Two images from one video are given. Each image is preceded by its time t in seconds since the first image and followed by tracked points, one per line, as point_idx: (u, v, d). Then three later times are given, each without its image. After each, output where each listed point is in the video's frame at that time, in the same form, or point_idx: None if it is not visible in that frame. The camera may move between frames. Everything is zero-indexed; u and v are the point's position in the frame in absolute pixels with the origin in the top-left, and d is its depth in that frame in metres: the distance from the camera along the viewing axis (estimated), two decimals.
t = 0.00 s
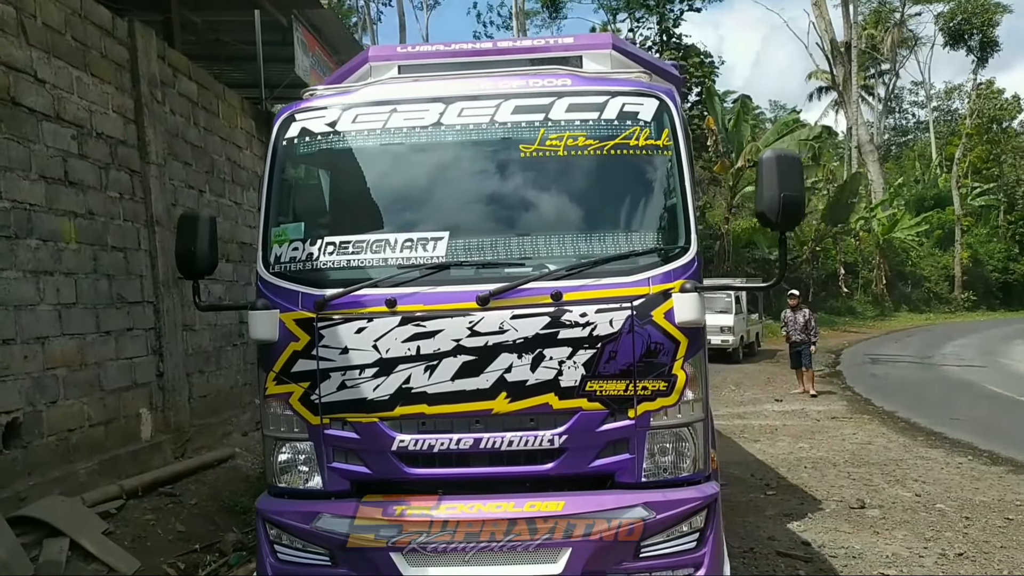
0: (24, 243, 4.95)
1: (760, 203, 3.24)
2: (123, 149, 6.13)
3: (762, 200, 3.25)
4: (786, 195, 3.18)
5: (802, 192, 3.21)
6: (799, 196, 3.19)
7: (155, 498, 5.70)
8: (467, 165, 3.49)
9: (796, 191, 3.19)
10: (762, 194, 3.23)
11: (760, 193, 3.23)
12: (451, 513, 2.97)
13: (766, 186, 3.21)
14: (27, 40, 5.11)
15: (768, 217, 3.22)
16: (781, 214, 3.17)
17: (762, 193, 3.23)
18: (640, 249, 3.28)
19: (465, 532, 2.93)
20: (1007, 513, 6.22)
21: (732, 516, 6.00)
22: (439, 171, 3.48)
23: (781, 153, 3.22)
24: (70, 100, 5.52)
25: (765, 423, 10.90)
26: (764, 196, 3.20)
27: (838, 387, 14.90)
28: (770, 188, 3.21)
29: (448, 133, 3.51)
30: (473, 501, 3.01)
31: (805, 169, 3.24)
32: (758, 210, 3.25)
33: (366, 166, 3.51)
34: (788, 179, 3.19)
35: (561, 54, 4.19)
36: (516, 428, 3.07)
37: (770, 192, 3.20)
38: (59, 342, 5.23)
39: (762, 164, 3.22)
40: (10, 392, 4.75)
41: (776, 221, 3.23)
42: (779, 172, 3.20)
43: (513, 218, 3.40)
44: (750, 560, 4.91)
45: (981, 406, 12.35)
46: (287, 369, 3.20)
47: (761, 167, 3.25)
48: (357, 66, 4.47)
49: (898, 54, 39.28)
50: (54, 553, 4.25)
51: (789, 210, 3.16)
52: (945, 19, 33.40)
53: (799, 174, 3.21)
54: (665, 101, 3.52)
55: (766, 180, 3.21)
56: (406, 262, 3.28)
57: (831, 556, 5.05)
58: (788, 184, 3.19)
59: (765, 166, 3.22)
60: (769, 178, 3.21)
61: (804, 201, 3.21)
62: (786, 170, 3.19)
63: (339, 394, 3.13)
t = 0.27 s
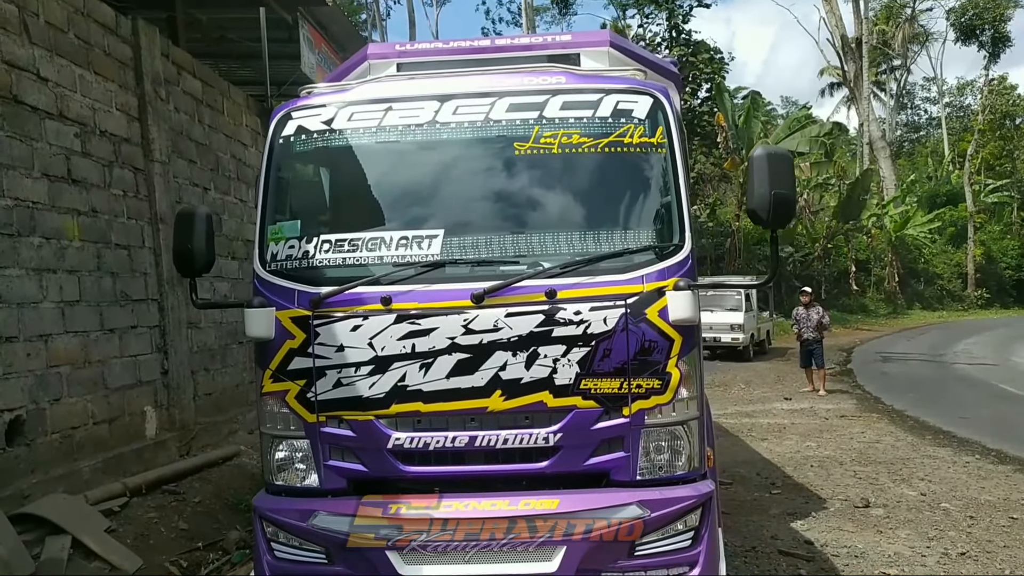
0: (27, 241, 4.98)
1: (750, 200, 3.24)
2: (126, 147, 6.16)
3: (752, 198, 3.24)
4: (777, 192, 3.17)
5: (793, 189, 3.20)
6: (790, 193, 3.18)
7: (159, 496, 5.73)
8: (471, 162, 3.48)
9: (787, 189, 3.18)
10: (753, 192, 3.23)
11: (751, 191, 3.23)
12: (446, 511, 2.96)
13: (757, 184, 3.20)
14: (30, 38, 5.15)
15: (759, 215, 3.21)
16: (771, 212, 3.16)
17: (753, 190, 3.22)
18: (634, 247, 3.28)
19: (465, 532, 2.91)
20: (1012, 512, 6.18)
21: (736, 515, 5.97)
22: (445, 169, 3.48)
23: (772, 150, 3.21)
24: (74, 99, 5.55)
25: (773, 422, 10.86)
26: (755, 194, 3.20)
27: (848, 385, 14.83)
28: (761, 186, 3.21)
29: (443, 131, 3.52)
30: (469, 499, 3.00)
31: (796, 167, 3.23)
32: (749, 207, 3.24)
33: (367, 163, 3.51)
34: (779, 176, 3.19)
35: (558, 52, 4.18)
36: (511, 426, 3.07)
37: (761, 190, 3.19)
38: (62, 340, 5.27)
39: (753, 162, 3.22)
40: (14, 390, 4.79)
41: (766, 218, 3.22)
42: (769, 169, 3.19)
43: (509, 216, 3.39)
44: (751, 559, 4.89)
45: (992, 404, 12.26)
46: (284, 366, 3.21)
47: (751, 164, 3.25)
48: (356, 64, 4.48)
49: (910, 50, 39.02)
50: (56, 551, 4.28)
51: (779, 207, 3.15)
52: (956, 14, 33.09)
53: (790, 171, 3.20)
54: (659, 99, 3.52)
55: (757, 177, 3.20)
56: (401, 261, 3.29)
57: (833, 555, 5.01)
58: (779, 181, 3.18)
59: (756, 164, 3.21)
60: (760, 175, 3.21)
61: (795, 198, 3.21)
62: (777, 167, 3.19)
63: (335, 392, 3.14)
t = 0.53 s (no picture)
0: (28, 238, 5.01)
1: (745, 200, 3.25)
2: (129, 144, 6.19)
3: (747, 198, 3.25)
4: (772, 193, 3.18)
5: (788, 189, 3.20)
6: (785, 194, 3.19)
7: (160, 492, 5.75)
8: (475, 160, 3.49)
9: (782, 189, 3.19)
10: (747, 192, 3.24)
11: (746, 191, 3.24)
12: (442, 508, 2.97)
13: (752, 184, 3.21)
14: (33, 37, 5.17)
15: (754, 215, 3.22)
16: (767, 212, 3.17)
17: (747, 191, 3.23)
18: (631, 246, 3.29)
19: (465, 532, 2.92)
20: (1014, 511, 6.15)
21: (736, 512, 5.97)
22: (450, 167, 3.49)
23: (766, 150, 3.21)
24: (76, 96, 5.58)
25: (778, 419, 10.84)
26: (749, 194, 3.20)
27: (855, 382, 14.78)
28: (755, 186, 3.21)
29: (440, 131, 3.53)
30: (465, 496, 3.01)
31: (791, 167, 3.24)
32: (744, 208, 3.25)
33: (369, 162, 3.54)
34: (773, 176, 3.19)
35: (557, 51, 4.19)
36: (507, 424, 3.08)
37: (755, 190, 3.20)
38: (64, 337, 5.29)
39: (747, 162, 3.22)
40: (15, 386, 4.82)
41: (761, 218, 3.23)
42: (764, 169, 3.20)
43: (507, 215, 3.40)
44: (750, 557, 4.89)
45: (999, 402, 12.21)
46: (281, 364, 3.23)
47: (746, 164, 3.25)
48: (356, 64, 4.48)
49: (921, 45, 38.75)
50: (56, 547, 4.31)
51: (774, 207, 3.16)
52: (967, 9, 32.61)
53: (785, 171, 3.21)
54: (657, 98, 3.52)
55: (752, 178, 3.21)
56: (398, 259, 3.30)
57: (833, 553, 5.01)
58: (774, 181, 3.19)
59: (750, 164, 3.21)
60: (755, 175, 3.21)
61: (790, 198, 3.21)
62: (772, 167, 3.19)
63: (332, 389, 3.15)
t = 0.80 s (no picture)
0: (31, 235, 5.04)
1: (742, 199, 3.25)
2: (132, 142, 6.22)
3: (744, 197, 3.26)
4: (768, 192, 3.18)
5: (785, 188, 3.21)
6: (782, 193, 3.19)
7: (160, 487, 5.78)
8: (477, 158, 3.51)
9: (779, 188, 3.19)
10: (744, 191, 3.24)
11: (743, 190, 3.24)
12: (438, 504, 2.99)
13: (749, 183, 3.21)
14: (38, 35, 5.21)
15: (750, 214, 3.22)
16: (764, 211, 3.17)
17: (745, 189, 3.23)
18: (628, 244, 3.30)
19: (464, 532, 2.93)
20: (1016, 510, 6.15)
21: (735, 509, 5.98)
22: (454, 165, 3.51)
23: (764, 150, 3.22)
24: (79, 94, 5.61)
25: (781, 416, 10.84)
26: (746, 193, 3.20)
27: (860, 380, 14.75)
28: (752, 184, 3.22)
29: (439, 130, 3.55)
30: (460, 493, 3.04)
31: (788, 166, 3.24)
32: (740, 207, 3.26)
33: (370, 161, 3.55)
34: (770, 175, 3.20)
35: (558, 49, 4.19)
36: (503, 421, 3.10)
37: (752, 188, 3.20)
38: (65, 333, 5.33)
39: (745, 161, 3.23)
40: (17, 381, 4.85)
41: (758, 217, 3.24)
42: (761, 168, 3.21)
43: (505, 214, 3.42)
44: (748, 554, 4.90)
45: (1006, 400, 12.16)
46: (279, 362, 3.25)
47: (743, 163, 3.26)
48: (356, 62, 4.50)
49: (932, 40, 38.54)
50: (54, 541, 4.35)
51: (771, 206, 3.17)
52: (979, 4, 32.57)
53: (782, 170, 3.22)
54: (656, 97, 3.52)
55: (749, 176, 3.21)
56: (396, 258, 3.32)
57: (831, 551, 5.02)
58: (771, 180, 3.19)
59: (747, 163, 3.22)
60: (752, 174, 3.22)
61: (787, 197, 3.22)
62: (769, 166, 3.20)
63: (328, 386, 3.18)
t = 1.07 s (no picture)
0: (33, 233, 5.07)
1: (743, 197, 3.24)
2: (134, 140, 6.24)
3: (744, 194, 3.25)
4: (768, 190, 3.18)
5: (785, 187, 3.21)
6: (782, 191, 3.19)
7: (160, 483, 5.81)
8: (478, 157, 3.53)
9: (779, 186, 3.19)
10: (745, 188, 3.24)
11: (743, 187, 3.24)
12: (432, 501, 3.01)
13: (749, 181, 3.21)
14: (41, 34, 5.23)
15: (750, 212, 3.22)
16: (763, 209, 3.17)
17: (745, 187, 3.23)
18: (628, 242, 3.31)
19: (463, 532, 2.95)
20: (1017, 509, 6.14)
21: (734, 507, 5.99)
22: (456, 163, 3.53)
23: (765, 148, 3.22)
24: (82, 92, 5.64)
25: (785, 414, 10.85)
26: (746, 191, 3.20)
27: (865, 378, 14.74)
28: (753, 182, 3.21)
29: (440, 128, 3.56)
30: (456, 490, 3.05)
31: (789, 165, 3.24)
32: (740, 204, 3.25)
33: (370, 159, 3.57)
34: (771, 173, 3.20)
35: (559, 47, 4.21)
36: (500, 418, 3.11)
37: (753, 186, 3.20)
38: (66, 330, 5.36)
39: (745, 159, 3.22)
40: (19, 378, 4.89)
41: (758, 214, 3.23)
42: (762, 166, 3.20)
43: (504, 212, 3.44)
44: (747, 552, 4.91)
45: (1013, 398, 12.12)
46: (277, 359, 3.28)
47: (744, 161, 3.25)
48: (358, 60, 4.50)
49: (942, 36, 38.35)
50: (53, 536, 4.39)
51: (771, 203, 3.16)
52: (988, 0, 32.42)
53: (782, 169, 3.21)
54: (658, 95, 3.53)
55: (749, 174, 3.21)
56: (395, 255, 3.34)
57: (830, 549, 5.03)
58: (771, 179, 3.19)
59: (748, 160, 3.22)
60: (752, 172, 3.22)
61: (787, 196, 3.22)
62: (770, 165, 3.20)
63: (326, 383, 3.20)
